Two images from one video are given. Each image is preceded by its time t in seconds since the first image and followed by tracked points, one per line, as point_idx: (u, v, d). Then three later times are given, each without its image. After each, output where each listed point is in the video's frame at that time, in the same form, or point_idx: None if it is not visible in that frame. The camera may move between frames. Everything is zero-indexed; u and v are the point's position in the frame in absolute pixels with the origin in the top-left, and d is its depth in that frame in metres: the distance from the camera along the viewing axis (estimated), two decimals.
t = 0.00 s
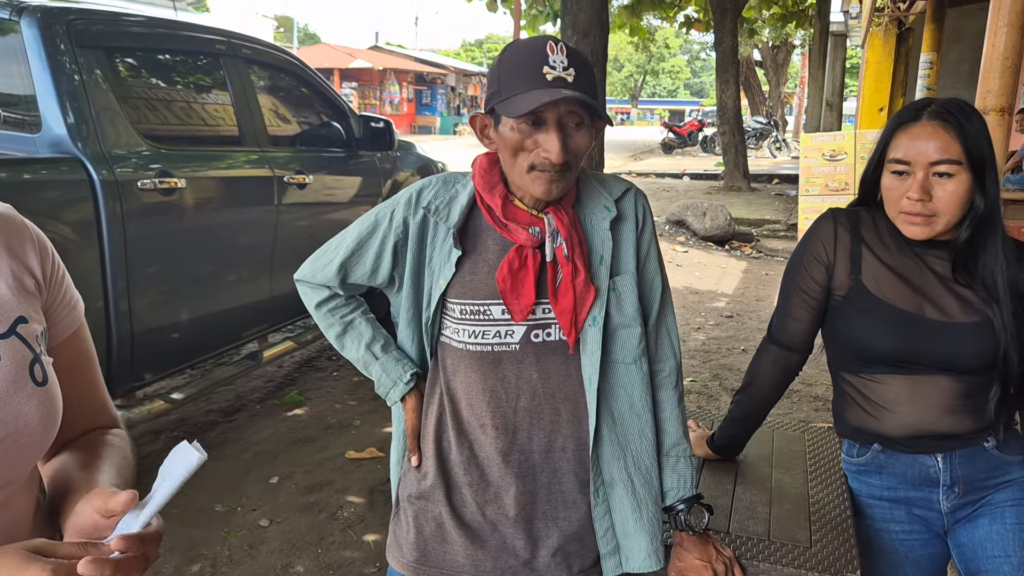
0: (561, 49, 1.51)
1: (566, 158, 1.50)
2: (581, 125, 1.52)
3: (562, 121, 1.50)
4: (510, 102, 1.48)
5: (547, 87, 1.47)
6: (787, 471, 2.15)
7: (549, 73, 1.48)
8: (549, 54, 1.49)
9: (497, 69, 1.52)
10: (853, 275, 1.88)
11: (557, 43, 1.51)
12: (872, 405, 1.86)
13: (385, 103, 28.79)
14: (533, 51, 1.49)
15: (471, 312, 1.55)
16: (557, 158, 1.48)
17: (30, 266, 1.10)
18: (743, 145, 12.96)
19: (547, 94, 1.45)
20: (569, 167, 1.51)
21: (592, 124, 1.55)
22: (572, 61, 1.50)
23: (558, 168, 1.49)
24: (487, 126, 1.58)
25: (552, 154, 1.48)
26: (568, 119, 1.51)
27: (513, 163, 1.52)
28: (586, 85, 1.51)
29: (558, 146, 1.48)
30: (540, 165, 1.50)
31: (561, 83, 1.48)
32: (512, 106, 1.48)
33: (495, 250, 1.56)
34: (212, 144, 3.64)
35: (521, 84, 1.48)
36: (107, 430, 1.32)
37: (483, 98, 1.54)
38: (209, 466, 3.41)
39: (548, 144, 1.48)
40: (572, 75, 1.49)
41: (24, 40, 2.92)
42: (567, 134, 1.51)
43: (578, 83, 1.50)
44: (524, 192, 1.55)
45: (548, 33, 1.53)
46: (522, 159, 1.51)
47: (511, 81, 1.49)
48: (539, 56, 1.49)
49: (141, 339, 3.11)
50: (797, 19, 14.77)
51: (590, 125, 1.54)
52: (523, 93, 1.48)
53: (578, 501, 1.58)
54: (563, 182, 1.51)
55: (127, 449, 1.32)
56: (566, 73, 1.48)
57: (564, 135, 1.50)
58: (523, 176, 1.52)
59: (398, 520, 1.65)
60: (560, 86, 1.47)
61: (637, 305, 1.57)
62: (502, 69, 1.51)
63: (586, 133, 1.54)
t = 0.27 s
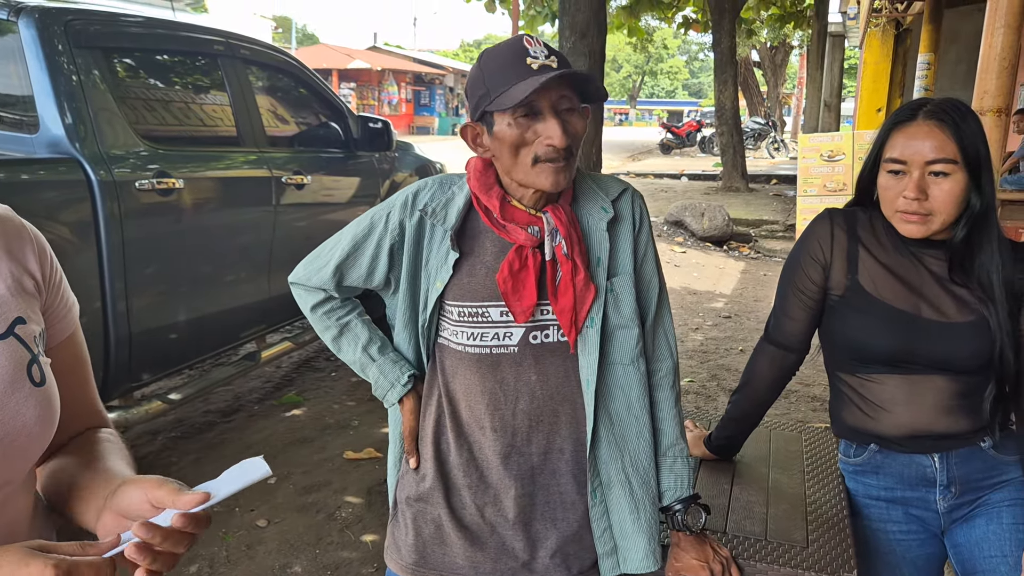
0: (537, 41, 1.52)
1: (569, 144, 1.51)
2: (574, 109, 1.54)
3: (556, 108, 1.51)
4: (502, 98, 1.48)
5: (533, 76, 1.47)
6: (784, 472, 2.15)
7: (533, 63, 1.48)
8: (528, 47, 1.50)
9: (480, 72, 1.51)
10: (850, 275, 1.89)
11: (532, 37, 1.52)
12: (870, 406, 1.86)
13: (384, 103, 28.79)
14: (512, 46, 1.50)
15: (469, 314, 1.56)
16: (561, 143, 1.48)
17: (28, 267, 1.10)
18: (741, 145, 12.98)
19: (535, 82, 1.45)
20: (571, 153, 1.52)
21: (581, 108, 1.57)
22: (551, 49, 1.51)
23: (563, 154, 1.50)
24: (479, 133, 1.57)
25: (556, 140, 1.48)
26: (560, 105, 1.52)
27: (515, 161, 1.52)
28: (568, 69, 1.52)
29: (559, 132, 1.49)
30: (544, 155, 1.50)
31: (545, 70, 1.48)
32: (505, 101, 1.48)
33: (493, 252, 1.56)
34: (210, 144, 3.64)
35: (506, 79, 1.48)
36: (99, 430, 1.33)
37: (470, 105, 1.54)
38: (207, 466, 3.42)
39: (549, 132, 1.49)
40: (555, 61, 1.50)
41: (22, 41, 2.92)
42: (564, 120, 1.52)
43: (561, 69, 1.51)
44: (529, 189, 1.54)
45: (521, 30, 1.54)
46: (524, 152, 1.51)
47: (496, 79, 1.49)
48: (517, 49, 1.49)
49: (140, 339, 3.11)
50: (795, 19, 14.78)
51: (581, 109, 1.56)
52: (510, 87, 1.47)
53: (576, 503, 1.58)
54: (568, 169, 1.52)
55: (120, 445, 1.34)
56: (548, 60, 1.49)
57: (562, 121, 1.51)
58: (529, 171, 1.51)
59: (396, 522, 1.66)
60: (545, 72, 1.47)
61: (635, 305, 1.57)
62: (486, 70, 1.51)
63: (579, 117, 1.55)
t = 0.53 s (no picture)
0: (533, 46, 1.53)
1: (559, 153, 1.51)
2: (566, 118, 1.54)
3: (548, 117, 1.51)
4: (494, 105, 1.49)
5: (528, 84, 1.48)
6: (781, 472, 2.16)
7: (528, 70, 1.49)
8: (523, 52, 1.51)
9: (474, 76, 1.53)
10: (847, 275, 1.89)
11: (529, 41, 1.53)
12: (866, 405, 1.86)
13: (382, 104, 28.77)
14: (507, 53, 1.51)
15: (466, 315, 1.56)
16: (550, 153, 1.49)
17: (23, 265, 1.10)
18: (738, 146, 12.99)
19: (530, 90, 1.46)
20: (562, 162, 1.52)
21: (576, 115, 1.56)
22: (547, 56, 1.52)
23: (552, 164, 1.50)
24: (472, 134, 1.58)
25: (545, 150, 1.48)
26: (553, 114, 1.52)
27: (505, 166, 1.53)
28: (563, 75, 1.53)
29: (549, 142, 1.49)
30: (533, 163, 1.50)
31: (540, 77, 1.49)
32: (497, 109, 1.49)
33: (489, 252, 1.57)
34: (208, 144, 3.64)
35: (501, 86, 1.49)
36: (99, 422, 1.35)
37: (465, 106, 1.55)
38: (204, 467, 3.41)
39: (538, 141, 1.49)
40: (550, 69, 1.51)
41: (19, 41, 2.91)
42: (555, 129, 1.52)
43: (556, 76, 1.52)
44: (520, 193, 1.55)
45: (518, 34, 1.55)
46: (514, 160, 1.52)
47: (491, 85, 1.50)
48: (514, 55, 1.50)
49: (137, 339, 3.11)
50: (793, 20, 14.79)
51: (575, 116, 1.55)
52: (505, 95, 1.49)
53: (575, 503, 1.58)
54: (558, 177, 1.52)
55: (124, 434, 1.37)
56: (543, 68, 1.50)
57: (553, 130, 1.51)
58: (518, 177, 1.52)
59: (395, 524, 1.65)
60: (540, 80, 1.49)
61: (632, 306, 1.58)
62: (479, 75, 1.52)
63: (572, 124, 1.55)
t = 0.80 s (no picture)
0: (560, 50, 1.52)
1: (557, 160, 1.50)
2: (575, 127, 1.53)
3: (556, 123, 1.51)
4: (506, 99, 1.49)
5: (545, 88, 1.47)
6: (780, 472, 2.16)
7: (547, 74, 1.48)
8: (547, 55, 1.50)
9: (495, 65, 1.51)
10: (845, 275, 1.89)
11: (556, 45, 1.51)
12: (864, 405, 1.86)
13: (380, 105, 28.76)
14: (532, 52, 1.50)
15: (465, 316, 1.55)
16: (548, 159, 1.49)
17: (24, 264, 1.10)
18: (736, 146, 13.01)
19: (544, 94, 1.46)
20: (558, 169, 1.52)
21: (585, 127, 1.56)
22: (570, 64, 1.50)
23: (548, 169, 1.50)
24: (479, 122, 1.58)
25: (544, 155, 1.48)
26: (561, 121, 1.52)
27: (502, 161, 1.53)
28: (582, 86, 1.52)
29: (549, 148, 1.48)
30: (530, 165, 1.50)
31: (558, 84, 1.48)
32: (507, 103, 1.48)
33: (487, 253, 1.56)
34: (206, 145, 3.64)
35: (516, 82, 1.49)
36: (99, 423, 1.35)
37: (476, 92, 1.55)
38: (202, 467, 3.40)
39: (540, 144, 1.49)
40: (570, 77, 1.50)
41: (17, 42, 2.91)
42: (561, 135, 1.52)
43: (575, 85, 1.51)
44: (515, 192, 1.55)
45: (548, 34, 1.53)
46: (512, 158, 1.52)
47: (507, 78, 1.50)
48: (538, 55, 1.49)
49: (135, 340, 3.10)
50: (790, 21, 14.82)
51: (584, 128, 1.55)
52: (518, 91, 1.48)
53: (574, 504, 1.58)
54: (552, 183, 1.52)
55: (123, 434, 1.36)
56: (563, 75, 1.49)
57: (557, 136, 1.50)
58: (512, 175, 1.52)
59: (393, 525, 1.65)
60: (557, 87, 1.48)
61: (630, 306, 1.58)
62: (500, 65, 1.51)
63: (578, 135, 1.55)
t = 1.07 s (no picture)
0: (566, 46, 1.53)
1: (565, 153, 1.51)
2: (580, 122, 1.55)
3: (563, 117, 1.52)
4: (515, 92, 1.49)
5: (554, 82, 1.48)
6: (777, 472, 2.16)
7: (555, 68, 1.49)
8: (555, 50, 1.51)
9: (504, 58, 1.51)
10: (842, 275, 1.89)
11: (562, 41, 1.53)
12: (863, 405, 1.86)
13: (377, 105, 28.75)
14: (540, 46, 1.51)
15: (463, 317, 1.55)
16: (558, 151, 1.49)
17: (24, 265, 1.10)
18: (733, 147, 13.02)
19: (553, 87, 1.47)
20: (565, 163, 1.53)
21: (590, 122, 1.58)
22: (577, 59, 1.52)
23: (556, 163, 1.51)
24: (483, 117, 1.57)
25: (553, 146, 1.49)
26: (568, 115, 1.53)
27: (509, 155, 1.53)
28: (588, 83, 1.54)
29: (558, 140, 1.49)
30: (538, 157, 1.51)
31: (566, 78, 1.50)
32: (519, 94, 1.48)
33: (485, 253, 1.56)
34: (203, 145, 3.63)
35: (524, 76, 1.49)
36: (99, 424, 1.35)
37: (481, 88, 1.55)
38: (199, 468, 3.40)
39: (549, 137, 1.50)
40: (577, 73, 1.51)
41: (12, 42, 2.90)
42: (568, 129, 1.53)
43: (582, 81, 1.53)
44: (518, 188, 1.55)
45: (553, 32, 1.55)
46: (518, 151, 1.52)
47: (515, 72, 1.50)
48: (545, 50, 1.50)
49: (131, 340, 3.09)
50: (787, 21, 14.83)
51: (586, 125, 1.58)
52: (526, 85, 1.49)
53: (572, 504, 1.58)
54: (559, 176, 1.53)
55: (123, 436, 1.36)
56: (571, 69, 1.50)
57: (565, 130, 1.52)
58: (519, 169, 1.52)
59: (390, 527, 1.65)
60: (565, 81, 1.49)
61: (628, 307, 1.58)
62: (508, 59, 1.51)
63: (583, 130, 1.56)
